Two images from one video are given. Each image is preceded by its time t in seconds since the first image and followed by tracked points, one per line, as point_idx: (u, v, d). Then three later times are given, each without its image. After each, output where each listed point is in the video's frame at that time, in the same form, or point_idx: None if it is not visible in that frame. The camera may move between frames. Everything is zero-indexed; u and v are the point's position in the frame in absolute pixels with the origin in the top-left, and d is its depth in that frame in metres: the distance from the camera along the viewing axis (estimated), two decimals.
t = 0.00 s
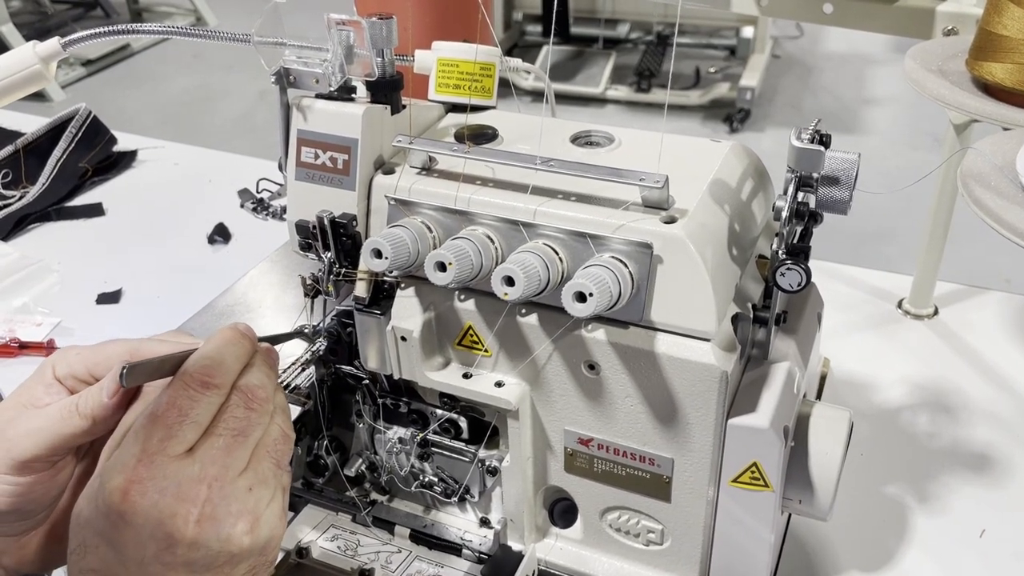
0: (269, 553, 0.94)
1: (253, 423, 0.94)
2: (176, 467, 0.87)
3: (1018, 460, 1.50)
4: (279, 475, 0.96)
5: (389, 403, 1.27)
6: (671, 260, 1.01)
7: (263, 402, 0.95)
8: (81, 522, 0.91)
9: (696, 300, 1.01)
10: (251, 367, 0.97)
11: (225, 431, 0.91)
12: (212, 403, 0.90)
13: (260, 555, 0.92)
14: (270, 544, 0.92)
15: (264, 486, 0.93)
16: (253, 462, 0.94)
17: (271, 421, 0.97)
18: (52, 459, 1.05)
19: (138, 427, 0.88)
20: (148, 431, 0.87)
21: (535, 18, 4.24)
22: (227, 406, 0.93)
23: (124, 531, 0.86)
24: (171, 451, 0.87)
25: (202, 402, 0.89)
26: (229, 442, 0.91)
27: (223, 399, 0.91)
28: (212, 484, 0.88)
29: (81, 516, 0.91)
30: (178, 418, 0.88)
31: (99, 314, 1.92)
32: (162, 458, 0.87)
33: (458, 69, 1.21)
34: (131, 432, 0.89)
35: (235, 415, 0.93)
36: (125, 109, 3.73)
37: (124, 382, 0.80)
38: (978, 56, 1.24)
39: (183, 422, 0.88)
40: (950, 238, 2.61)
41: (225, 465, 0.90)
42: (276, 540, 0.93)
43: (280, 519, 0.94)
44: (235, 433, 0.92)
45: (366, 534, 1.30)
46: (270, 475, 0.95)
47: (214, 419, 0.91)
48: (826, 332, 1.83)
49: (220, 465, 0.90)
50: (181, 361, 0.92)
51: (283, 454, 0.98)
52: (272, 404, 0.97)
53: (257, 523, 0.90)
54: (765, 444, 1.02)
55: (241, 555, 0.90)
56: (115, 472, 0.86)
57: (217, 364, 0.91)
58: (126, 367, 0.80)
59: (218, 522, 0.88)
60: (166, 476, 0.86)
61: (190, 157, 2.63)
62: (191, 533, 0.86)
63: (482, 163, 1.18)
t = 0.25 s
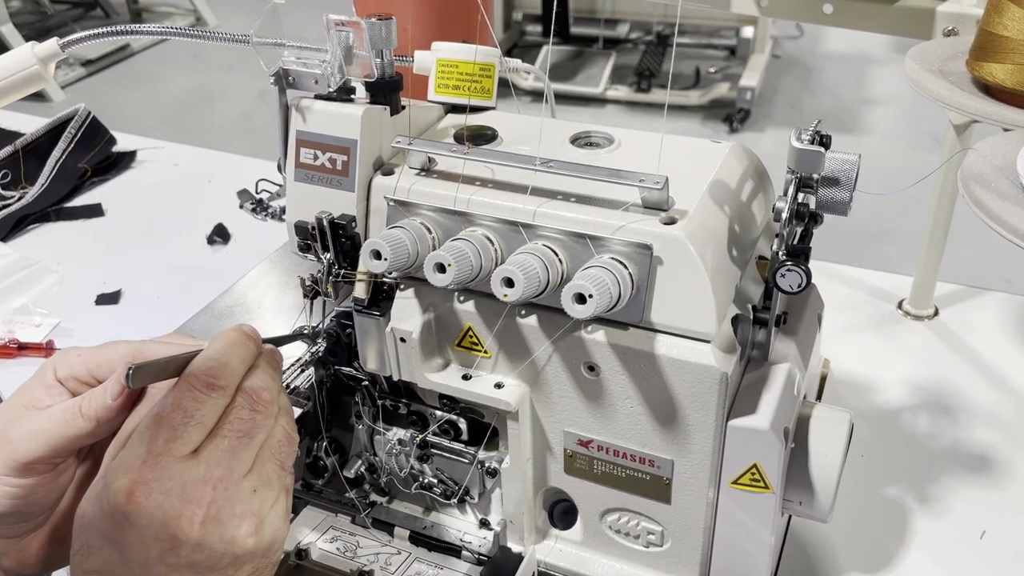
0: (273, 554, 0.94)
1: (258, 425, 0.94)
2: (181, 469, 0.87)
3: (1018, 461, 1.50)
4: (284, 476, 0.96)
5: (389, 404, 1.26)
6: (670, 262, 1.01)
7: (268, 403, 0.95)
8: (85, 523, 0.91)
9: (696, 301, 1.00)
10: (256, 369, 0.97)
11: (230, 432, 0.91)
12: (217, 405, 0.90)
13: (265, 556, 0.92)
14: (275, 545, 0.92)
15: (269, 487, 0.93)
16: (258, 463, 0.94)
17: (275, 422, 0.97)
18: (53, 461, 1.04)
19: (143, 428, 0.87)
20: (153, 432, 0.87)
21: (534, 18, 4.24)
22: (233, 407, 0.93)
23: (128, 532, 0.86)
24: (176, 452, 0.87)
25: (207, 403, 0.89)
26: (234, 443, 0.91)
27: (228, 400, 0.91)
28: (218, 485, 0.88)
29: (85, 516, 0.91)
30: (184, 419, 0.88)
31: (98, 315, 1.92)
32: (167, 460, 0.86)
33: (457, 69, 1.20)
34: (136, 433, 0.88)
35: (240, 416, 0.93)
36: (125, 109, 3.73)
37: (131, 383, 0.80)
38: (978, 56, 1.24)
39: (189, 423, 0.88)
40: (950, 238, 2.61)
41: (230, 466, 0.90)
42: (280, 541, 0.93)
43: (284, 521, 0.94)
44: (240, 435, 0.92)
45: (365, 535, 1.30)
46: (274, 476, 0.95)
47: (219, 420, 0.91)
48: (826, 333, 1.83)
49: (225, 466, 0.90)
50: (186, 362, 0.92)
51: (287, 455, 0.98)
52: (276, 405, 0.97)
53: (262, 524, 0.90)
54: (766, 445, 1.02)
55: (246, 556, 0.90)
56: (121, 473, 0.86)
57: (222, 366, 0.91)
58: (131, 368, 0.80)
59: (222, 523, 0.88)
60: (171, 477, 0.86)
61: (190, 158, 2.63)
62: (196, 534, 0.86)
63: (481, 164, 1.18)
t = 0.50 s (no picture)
0: (275, 555, 0.93)
1: (260, 425, 0.93)
2: (183, 469, 0.86)
3: (1018, 463, 1.50)
4: (286, 477, 0.96)
5: (388, 406, 1.26)
6: (670, 264, 1.01)
7: (270, 404, 0.95)
8: (87, 523, 0.90)
9: (696, 303, 1.00)
10: (258, 369, 0.96)
11: (232, 433, 0.91)
12: (219, 405, 0.89)
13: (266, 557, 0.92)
14: (276, 546, 0.92)
15: (270, 487, 0.93)
16: (259, 464, 0.93)
17: (277, 423, 0.97)
18: (53, 465, 1.04)
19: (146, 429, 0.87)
20: (155, 432, 0.86)
21: (534, 19, 4.23)
22: (235, 408, 0.92)
23: (130, 533, 0.86)
24: (178, 453, 0.86)
25: (208, 403, 0.89)
26: (236, 444, 0.91)
27: (230, 401, 0.91)
28: (219, 486, 0.88)
29: (87, 517, 0.91)
30: (186, 419, 0.87)
31: (97, 317, 1.92)
32: (169, 460, 0.86)
33: (456, 71, 1.20)
34: (138, 433, 0.88)
35: (242, 417, 0.92)
36: (124, 110, 3.73)
37: (133, 383, 0.80)
38: (978, 57, 1.24)
39: (191, 424, 0.87)
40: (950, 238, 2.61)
41: (232, 467, 0.90)
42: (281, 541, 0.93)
43: (286, 522, 0.93)
44: (242, 435, 0.92)
45: (365, 537, 1.30)
46: (276, 477, 0.94)
47: (221, 421, 0.91)
48: (826, 334, 1.83)
49: (227, 467, 0.89)
50: (188, 363, 0.91)
51: (288, 455, 0.97)
52: (279, 406, 0.97)
53: (263, 525, 0.90)
54: (765, 448, 1.01)
55: (247, 556, 0.90)
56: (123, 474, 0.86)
57: (224, 367, 0.91)
58: (134, 368, 0.79)
59: (224, 523, 0.88)
60: (172, 478, 0.86)
61: (189, 159, 2.63)
62: (198, 535, 0.86)
63: (481, 166, 1.18)
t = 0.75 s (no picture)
0: (275, 554, 0.94)
1: (260, 426, 0.93)
2: (183, 471, 0.86)
3: (1018, 462, 1.50)
4: (286, 477, 0.96)
5: (388, 406, 1.26)
6: (670, 263, 1.01)
7: (270, 405, 0.95)
8: (87, 523, 0.90)
9: (696, 303, 1.00)
10: (258, 369, 0.96)
11: (232, 434, 0.91)
12: (218, 406, 0.89)
13: (266, 556, 0.93)
14: (276, 546, 0.93)
15: (270, 488, 0.93)
16: (259, 464, 0.93)
17: (276, 422, 0.97)
18: (52, 464, 1.04)
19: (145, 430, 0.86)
20: (155, 434, 0.85)
21: (533, 18, 4.23)
22: (234, 408, 0.92)
23: (130, 534, 0.86)
24: (178, 455, 0.86)
25: (208, 404, 0.88)
26: (236, 445, 0.91)
27: (230, 402, 0.90)
28: (220, 487, 0.88)
29: (87, 517, 0.90)
30: (186, 422, 0.87)
31: (96, 317, 1.91)
32: (170, 463, 0.86)
33: (456, 70, 1.20)
34: (137, 435, 0.87)
35: (242, 417, 0.92)
36: (124, 110, 3.72)
37: (132, 384, 0.79)
38: (978, 56, 1.23)
39: (191, 426, 0.87)
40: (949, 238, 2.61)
41: (232, 468, 0.90)
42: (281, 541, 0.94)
43: (286, 522, 0.94)
44: (242, 436, 0.91)
45: (364, 537, 1.29)
46: (275, 477, 0.95)
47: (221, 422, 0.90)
48: (825, 334, 1.83)
49: (227, 468, 0.89)
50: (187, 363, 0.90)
51: (288, 455, 0.98)
52: (278, 406, 0.96)
53: (264, 526, 0.90)
54: (766, 447, 1.01)
55: (248, 556, 0.90)
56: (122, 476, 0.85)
57: (223, 367, 0.89)
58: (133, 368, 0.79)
59: (225, 524, 0.88)
60: (173, 480, 0.85)
61: (189, 159, 2.62)
62: (199, 536, 0.86)
63: (480, 165, 1.18)
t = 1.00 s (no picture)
0: (273, 551, 0.94)
1: (257, 423, 0.93)
2: (180, 468, 0.86)
3: (1020, 462, 1.50)
4: (283, 473, 0.96)
5: (390, 406, 1.26)
6: (672, 263, 1.01)
7: (267, 402, 0.94)
8: (86, 521, 0.90)
9: (698, 302, 1.00)
10: (255, 366, 0.95)
11: (230, 431, 0.90)
12: (215, 403, 0.88)
13: (265, 553, 0.92)
14: (274, 542, 0.92)
15: (268, 484, 0.93)
16: (257, 461, 0.93)
17: (274, 419, 0.96)
18: (49, 461, 1.04)
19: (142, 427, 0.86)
20: (152, 431, 0.86)
21: (533, 19, 4.23)
22: (231, 405, 0.92)
23: (128, 531, 0.86)
24: (175, 452, 0.86)
25: (205, 401, 0.88)
26: (233, 441, 0.90)
27: (227, 399, 0.90)
28: (217, 483, 0.88)
29: (86, 515, 0.91)
30: (183, 418, 0.87)
31: (97, 317, 1.91)
32: (167, 459, 0.86)
33: (458, 70, 1.20)
34: (135, 433, 0.87)
35: (239, 414, 0.92)
36: (124, 110, 3.72)
37: (129, 383, 0.79)
38: (980, 56, 1.23)
39: (188, 422, 0.87)
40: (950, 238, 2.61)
41: (229, 465, 0.89)
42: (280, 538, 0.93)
43: (284, 518, 0.94)
44: (239, 432, 0.91)
45: (366, 537, 1.29)
46: (273, 474, 0.94)
47: (218, 419, 0.90)
48: (827, 333, 1.83)
49: (225, 465, 0.89)
50: (184, 361, 0.90)
51: (286, 452, 0.97)
52: (275, 403, 0.96)
53: (262, 522, 0.90)
54: (768, 446, 1.01)
55: (246, 553, 0.90)
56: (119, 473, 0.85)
57: (220, 364, 0.89)
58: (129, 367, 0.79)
59: (222, 521, 0.88)
60: (169, 477, 0.86)
61: (189, 159, 2.62)
62: (197, 533, 0.86)
63: (482, 165, 1.17)
